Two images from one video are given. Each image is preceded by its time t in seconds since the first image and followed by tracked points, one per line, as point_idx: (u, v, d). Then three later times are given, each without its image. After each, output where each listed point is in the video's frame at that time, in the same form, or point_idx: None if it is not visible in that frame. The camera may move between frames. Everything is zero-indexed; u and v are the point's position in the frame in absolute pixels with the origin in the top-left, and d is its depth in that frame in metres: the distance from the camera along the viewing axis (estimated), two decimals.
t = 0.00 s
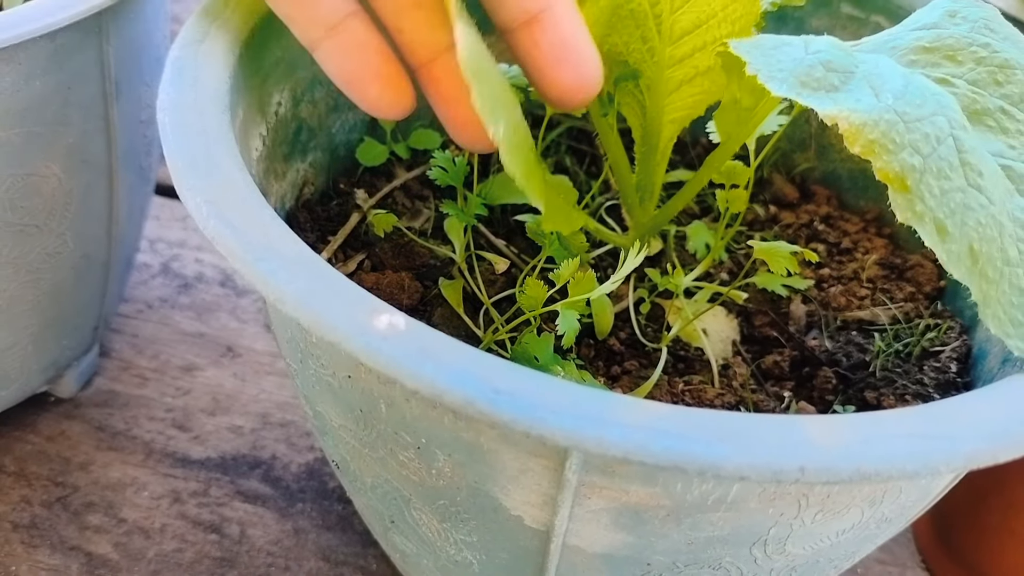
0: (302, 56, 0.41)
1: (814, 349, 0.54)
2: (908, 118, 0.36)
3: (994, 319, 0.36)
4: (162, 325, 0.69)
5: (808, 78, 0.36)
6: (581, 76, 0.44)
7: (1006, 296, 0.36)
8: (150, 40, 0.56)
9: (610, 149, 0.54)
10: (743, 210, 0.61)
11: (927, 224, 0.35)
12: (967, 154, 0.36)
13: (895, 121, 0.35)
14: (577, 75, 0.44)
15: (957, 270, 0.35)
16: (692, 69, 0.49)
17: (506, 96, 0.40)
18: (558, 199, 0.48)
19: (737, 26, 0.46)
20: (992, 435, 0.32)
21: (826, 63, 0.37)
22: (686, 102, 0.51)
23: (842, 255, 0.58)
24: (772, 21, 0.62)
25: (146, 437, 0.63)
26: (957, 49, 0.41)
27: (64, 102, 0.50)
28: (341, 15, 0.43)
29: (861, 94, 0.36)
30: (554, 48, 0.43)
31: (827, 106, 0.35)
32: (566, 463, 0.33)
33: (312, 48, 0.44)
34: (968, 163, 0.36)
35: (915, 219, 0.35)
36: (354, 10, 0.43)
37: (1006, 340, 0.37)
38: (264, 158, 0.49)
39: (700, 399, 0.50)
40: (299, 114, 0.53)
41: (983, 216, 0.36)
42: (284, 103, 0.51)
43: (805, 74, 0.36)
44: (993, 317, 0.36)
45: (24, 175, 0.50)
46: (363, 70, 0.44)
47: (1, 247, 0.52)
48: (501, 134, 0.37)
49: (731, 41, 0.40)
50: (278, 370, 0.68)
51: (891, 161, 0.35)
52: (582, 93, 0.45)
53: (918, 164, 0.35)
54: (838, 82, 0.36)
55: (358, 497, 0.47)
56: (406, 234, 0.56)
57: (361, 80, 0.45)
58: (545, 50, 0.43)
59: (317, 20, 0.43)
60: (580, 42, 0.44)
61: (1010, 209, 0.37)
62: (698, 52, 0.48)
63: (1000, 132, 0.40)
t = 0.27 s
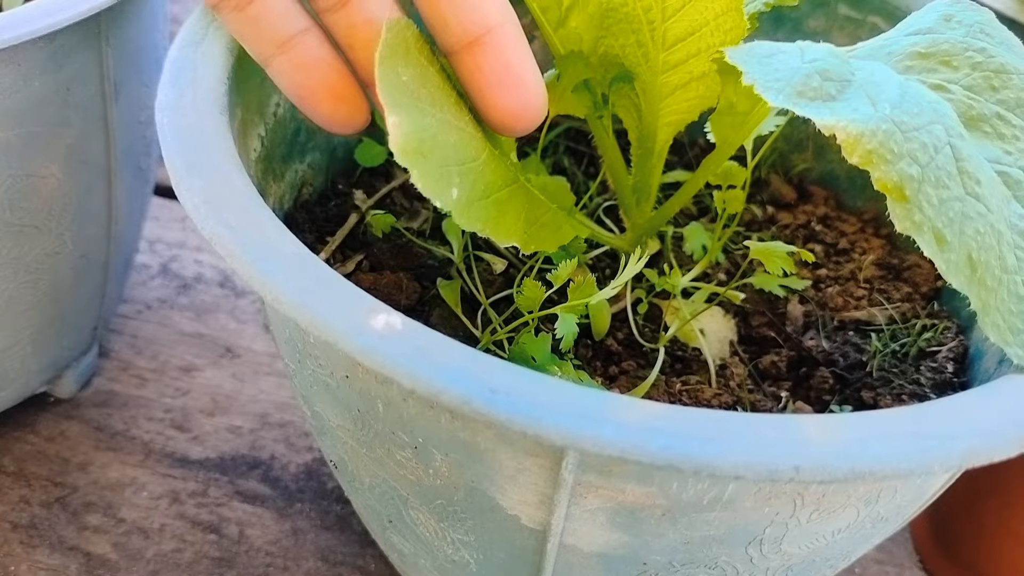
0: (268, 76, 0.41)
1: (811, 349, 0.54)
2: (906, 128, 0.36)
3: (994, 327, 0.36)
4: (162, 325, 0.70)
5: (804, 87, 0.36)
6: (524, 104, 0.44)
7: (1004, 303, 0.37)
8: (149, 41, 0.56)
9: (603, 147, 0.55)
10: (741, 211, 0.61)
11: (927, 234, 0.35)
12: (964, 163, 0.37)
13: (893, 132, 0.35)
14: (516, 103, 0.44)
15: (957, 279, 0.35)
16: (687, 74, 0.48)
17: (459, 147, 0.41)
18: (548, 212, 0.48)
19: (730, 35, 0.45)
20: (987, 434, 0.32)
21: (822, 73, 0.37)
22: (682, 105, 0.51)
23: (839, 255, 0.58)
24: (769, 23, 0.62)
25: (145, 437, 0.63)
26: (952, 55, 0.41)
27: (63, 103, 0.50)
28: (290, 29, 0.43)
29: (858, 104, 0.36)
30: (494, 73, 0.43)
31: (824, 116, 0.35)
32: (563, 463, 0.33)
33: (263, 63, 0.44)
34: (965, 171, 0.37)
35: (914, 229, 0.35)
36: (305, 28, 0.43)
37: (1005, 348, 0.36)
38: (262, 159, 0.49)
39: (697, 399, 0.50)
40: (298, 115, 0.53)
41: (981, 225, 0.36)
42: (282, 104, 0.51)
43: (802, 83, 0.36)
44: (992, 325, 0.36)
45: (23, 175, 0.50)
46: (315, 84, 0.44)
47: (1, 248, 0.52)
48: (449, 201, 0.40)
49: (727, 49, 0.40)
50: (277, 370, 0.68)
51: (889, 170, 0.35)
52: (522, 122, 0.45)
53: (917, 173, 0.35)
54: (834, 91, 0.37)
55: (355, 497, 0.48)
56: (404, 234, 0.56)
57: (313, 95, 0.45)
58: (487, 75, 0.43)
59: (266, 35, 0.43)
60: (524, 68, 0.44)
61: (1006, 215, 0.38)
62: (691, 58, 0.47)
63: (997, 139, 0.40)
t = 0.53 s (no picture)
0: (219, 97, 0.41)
1: (809, 347, 0.54)
2: (898, 131, 0.36)
3: (987, 327, 0.37)
4: (162, 324, 0.70)
5: (798, 89, 0.37)
6: (474, 121, 0.45)
7: (997, 303, 0.37)
8: (150, 42, 0.56)
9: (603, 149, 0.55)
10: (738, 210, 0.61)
11: (917, 236, 0.35)
12: (957, 164, 0.37)
13: (885, 135, 0.35)
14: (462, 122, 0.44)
15: (948, 281, 0.36)
16: (684, 76, 0.49)
17: (420, 183, 0.42)
18: (537, 221, 0.49)
19: (727, 38, 0.46)
20: (980, 430, 0.32)
21: (816, 75, 0.37)
22: (679, 107, 0.51)
23: (836, 255, 0.59)
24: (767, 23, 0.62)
25: (145, 436, 0.63)
26: (946, 55, 0.41)
27: (64, 104, 0.50)
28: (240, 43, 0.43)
29: (851, 107, 0.36)
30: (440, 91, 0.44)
31: (817, 119, 0.35)
32: (561, 459, 0.33)
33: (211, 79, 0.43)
34: (958, 173, 0.37)
35: (906, 232, 0.35)
36: (254, 44, 0.43)
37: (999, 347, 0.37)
38: (262, 159, 0.50)
39: (695, 397, 0.51)
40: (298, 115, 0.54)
41: (974, 226, 0.37)
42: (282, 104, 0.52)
43: (796, 86, 0.37)
44: (986, 325, 0.37)
45: (25, 175, 0.51)
46: (267, 100, 0.44)
47: (3, 248, 0.52)
48: (416, 237, 0.41)
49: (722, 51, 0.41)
50: (277, 369, 0.68)
51: (881, 174, 0.35)
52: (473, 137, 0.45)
53: (909, 176, 0.36)
54: (827, 94, 0.37)
55: (355, 494, 0.48)
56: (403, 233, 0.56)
57: (266, 110, 0.44)
58: (435, 92, 0.44)
59: (217, 52, 0.42)
60: (473, 85, 0.44)
61: (998, 214, 0.38)
62: (688, 60, 0.48)
63: (991, 138, 0.41)
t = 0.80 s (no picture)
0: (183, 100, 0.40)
1: (802, 348, 0.54)
2: (895, 129, 0.36)
3: (983, 324, 0.37)
4: (159, 325, 0.70)
5: (795, 89, 0.37)
6: (443, 102, 0.43)
7: (994, 301, 0.37)
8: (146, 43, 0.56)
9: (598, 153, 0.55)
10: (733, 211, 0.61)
11: (915, 232, 0.35)
12: (953, 162, 0.37)
13: (882, 132, 0.36)
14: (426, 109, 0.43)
15: (945, 277, 0.36)
16: (681, 80, 0.49)
17: (411, 210, 0.42)
18: (537, 231, 0.49)
19: (725, 44, 0.46)
20: (970, 429, 0.32)
21: (812, 75, 0.37)
22: (676, 110, 0.51)
23: (831, 255, 0.59)
24: (762, 24, 0.62)
25: (142, 437, 0.63)
26: (942, 57, 0.42)
27: (60, 105, 0.50)
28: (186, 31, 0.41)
29: (847, 105, 0.36)
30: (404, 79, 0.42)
31: (813, 117, 0.36)
32: (553, 458, 0.33)
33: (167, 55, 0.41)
34: (954, 171, 0.37)
35: (903, 228, 0.35)
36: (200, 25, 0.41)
37: (995, 345, 0.37)
38: (257, 159, 0.50)
39: (689, 397, 0.51)
40: (293, 116, 0.54)
41: (970, 224, 0.37)
42: (277, 105, 0.52)
43: (792, 86, 0.37)
44: (982, 323, 0.37)
45: (21, 176, 0.51)
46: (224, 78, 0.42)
47: None
48: (414, 266, 0.41)
49: (718, 55, 0.41)
50: (274, 370, 0.68)
51: (878, 170, 0.35)
52: (441, 120, 0.44)
53: (905, 173, 0.36)
54: (824, 94, 0.37)
55: (350, 494, 0.48)
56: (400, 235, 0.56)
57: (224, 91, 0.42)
58: (401, 84, 0.42)
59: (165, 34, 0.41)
60: (441, 67, 0.42)
61: (996, 214, 0.38)
62: (685, 65, 0.48)
63: (986, 139, 0.40)
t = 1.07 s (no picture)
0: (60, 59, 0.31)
1: (798, 347, 0.55)
2: (897, 131, 0.36)
3: (984, 327, 0.37)
4: (157, 326, 0.70)
5: (796, 91, 0.37)
6: None
7: (994, 305, 0.37)
8: (143, 44, 0.57)
9: (596, 156, 0.54)
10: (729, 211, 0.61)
11: (917, 234, 0.35)
12: (953, 165, 0.37)
13: (884, 133, 0.36)
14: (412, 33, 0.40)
15: (948, 279, 0.36)
16: (679, 84, 0.50)
17: (401, 268, 0.45)
18: (534, 241, 0.50)
19: (726, 49, 0.46)
20: (961, 428, 0.32)
21: (815, 76, 0.38)
22: (674, 113, 0.52)
23: (826, 255, 0.59)
24: (758, 25, 0.62)
25: (140, 437, 0.63)
26: (941, 64, 0.42)
27: (58, 106, 0.51)
28: None
29: (849, 107, 0.37)
30: None
31: (815, 118, 0.36)
32: (547, 458, 0.34)
33: None
34: (955, 174, 0.37)
35: (905, 229, 0.35)
36: None
37: (996, 348, 0.37)
38: (254, 160, 0.50)
39: (685, 397, 0.51)
40: (290, 117, 0.54)
41: (972, 226, 0.36)
42: (274, 106, 0.52)
43: (793, 87, 0.37)
44: (984, 326, 0.37)
45: (19, 177, 0.51)
46: None
47: None
48: (419, 313, 0.43)
49: (718, 58, 0.41)
50: (272, 370, 0.68)
51: (880, 171, 0.35)
52: None
53: (907, 174, 0.36)
54: (826, 95, 0.37)
55: (347, 494, 0.48)
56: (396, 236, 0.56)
57: None
58: None
59: None
60: None
61: (995, 219, 0.38)
62: (684, 69, 0.48)
63: (985, 145, 0.41)
